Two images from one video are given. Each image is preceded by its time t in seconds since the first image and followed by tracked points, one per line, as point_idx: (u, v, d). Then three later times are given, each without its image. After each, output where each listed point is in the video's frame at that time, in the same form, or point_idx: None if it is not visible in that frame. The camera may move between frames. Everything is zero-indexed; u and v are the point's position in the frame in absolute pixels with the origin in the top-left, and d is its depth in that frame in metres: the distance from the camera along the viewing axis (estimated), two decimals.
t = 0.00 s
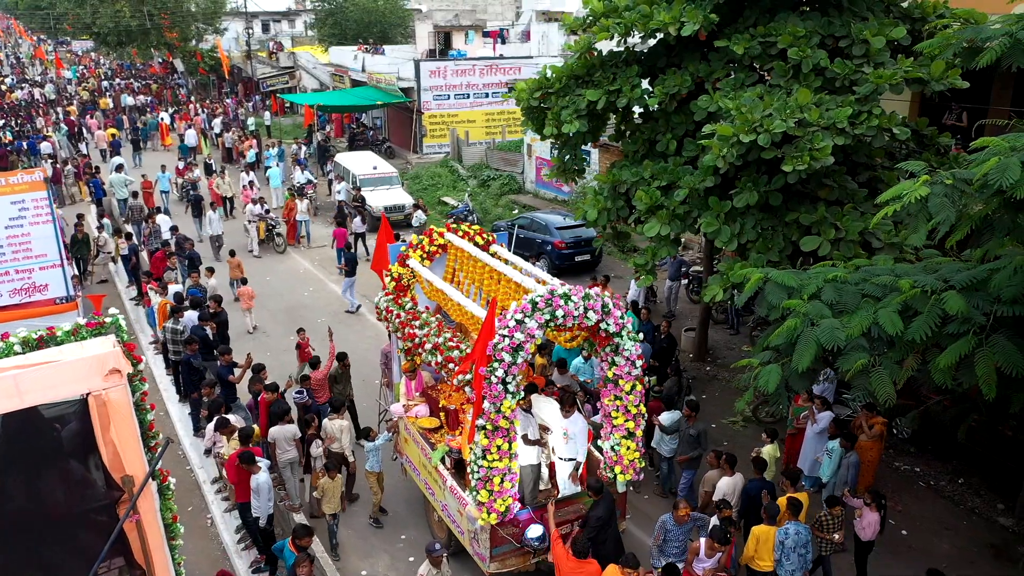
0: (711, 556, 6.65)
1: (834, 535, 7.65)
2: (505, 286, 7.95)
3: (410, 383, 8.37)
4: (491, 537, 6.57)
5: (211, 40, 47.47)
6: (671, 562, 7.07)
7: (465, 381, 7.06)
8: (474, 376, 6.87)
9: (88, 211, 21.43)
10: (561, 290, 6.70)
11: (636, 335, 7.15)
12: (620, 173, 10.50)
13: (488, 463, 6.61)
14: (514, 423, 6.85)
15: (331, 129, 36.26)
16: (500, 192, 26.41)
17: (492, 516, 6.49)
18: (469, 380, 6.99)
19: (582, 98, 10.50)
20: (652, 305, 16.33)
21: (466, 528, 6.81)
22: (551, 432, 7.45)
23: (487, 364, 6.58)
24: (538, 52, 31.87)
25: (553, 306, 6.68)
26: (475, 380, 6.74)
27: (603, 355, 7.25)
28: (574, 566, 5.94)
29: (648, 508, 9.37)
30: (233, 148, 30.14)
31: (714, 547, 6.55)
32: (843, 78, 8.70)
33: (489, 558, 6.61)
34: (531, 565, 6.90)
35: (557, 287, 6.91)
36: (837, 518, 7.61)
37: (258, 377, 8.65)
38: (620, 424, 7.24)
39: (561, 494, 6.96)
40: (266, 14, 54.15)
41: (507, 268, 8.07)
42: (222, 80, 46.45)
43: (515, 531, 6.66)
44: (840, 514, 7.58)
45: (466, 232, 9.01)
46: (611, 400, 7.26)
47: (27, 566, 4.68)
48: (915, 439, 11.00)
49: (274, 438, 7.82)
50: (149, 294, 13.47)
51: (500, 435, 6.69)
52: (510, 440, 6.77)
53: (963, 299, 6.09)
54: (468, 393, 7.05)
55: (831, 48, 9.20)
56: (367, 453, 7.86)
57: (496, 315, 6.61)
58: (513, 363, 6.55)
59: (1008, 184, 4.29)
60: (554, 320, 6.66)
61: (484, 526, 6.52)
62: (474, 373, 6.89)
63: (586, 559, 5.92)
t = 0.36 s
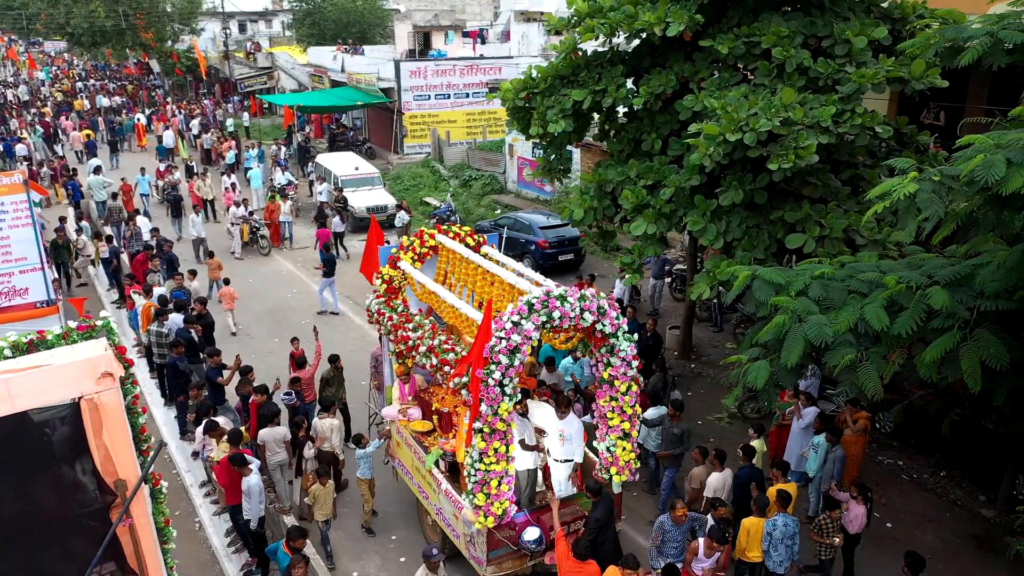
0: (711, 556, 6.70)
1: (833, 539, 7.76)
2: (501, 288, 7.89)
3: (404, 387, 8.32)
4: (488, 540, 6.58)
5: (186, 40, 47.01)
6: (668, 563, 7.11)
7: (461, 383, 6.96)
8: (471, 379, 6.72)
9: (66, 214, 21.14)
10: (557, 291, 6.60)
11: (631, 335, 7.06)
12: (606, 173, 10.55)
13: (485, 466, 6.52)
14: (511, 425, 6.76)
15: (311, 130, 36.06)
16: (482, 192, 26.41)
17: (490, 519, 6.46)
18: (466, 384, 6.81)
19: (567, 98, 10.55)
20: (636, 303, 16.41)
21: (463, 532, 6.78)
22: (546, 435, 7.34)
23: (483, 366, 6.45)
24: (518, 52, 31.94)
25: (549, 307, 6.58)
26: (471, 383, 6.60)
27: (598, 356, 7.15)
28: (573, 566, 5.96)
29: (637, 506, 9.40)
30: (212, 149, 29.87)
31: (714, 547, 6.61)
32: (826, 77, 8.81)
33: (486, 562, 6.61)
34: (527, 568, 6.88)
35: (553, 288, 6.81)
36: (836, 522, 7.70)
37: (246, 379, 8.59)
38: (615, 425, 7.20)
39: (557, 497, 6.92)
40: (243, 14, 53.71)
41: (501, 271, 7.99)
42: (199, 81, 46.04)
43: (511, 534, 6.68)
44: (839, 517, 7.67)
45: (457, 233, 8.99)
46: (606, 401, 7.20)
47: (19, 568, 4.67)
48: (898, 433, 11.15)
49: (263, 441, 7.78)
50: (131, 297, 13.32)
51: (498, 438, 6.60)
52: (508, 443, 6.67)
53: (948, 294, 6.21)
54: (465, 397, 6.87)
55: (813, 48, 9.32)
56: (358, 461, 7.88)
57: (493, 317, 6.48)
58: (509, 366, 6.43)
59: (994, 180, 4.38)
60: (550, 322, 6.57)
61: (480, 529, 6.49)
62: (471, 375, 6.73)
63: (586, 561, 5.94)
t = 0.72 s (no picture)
0: (708, 556, 6.75)
1: (833, 538, 7.69)
2: (497, 291, 7.79)
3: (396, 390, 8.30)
4: (483, 544, 6.52)
5: (160, 41, 46.50)
6: (665, 561, 7.20)
7: (457, 386, 6.92)
8: (465, 382, 6.62)
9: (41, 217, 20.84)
10: (552, 292, 6.47)
11: (626, 336, 6.95)
12: (591, 172, 10.61)
13: (481, 469, 6.47)
14: (507, 428, 6.69)
15: (289, 131, 35.83)
16: (462, 192, 26.42)
17: (486, 523, 6.42)
18: (461, 388, 6.84)
19: (551, 98, 10.59)
20: (619, 301, 16.50)
21: (458, 535, 6.73)
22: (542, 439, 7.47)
23: (478, 369, 6.37)
24: (497, 52, 31.97)
25: (544, 309, 6.43)
26: (465, 386, 6.51)
27: (592, 358, 7.05)
28: (574, 567, 5.94)
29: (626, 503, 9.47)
30: (189, 151, 29.58)
31: (712, 546, 6.66)
32: (808, 77, 8.93)
33: (482, 565, 6.55)
34: (523, 570, 6.84)
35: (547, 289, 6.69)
36: (834, 521, 7.64)
37: (233, 382, 8.53)
38: (610, 426, 7.10)
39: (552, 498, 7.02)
40: (217, 14, 53.23)
41: (493, 272, 7.92)
42: (173, 81, 45.56)
43: (507, 536, 6.64)
44: (837, 516, 7.62)
45: (446, 235, 8.92)
46: (600, 402, 7.13)
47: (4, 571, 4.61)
48: (879, 426, 11.33)
49: (253, 443, 7.73)
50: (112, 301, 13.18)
51: (493, 441, 6.53)
52: (504, 445, 6.62)
53: (931, 289, 6.32)
54: (460, 398, 6.91)
55: (795, 47, 9.43)
56: (347, 466, 7.82)
57: (487, 318, 6.37)
58: (505, 368, 6.35)
59: (979, 177, 4.48)
60: (546, 323, 6.44)
61: (476, 533, 6.44)
62: (466, 378, 6.60)
63: (586, 561, 5.93)
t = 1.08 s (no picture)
0: (706, 555, 6.74)
1: (832, 537, 7.63)
2: (493, 294, 7.82)
3: (389, 394, 8.24)
4: (480, 547, 6.42)
5: (133, 41, 45.90)
6: (662, 562, 7.13)
7: (454, 388, 6.83)
8: (462, 385, 6.61)
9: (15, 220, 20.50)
10: (548, 294, 6.48)
11: (620, 336, 6.97)
12: (576, 172, 10.65)
13: (479, 472, 6.42)
14: (504, 430, 6.66)
15: (266, 132, 35.55)
16: (443, 192, 26.39)
17: (483, 526, 6.36)
18: (458, 390, 6.81)
19: (535, 98, 10.63)
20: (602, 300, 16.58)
21: (454, 539, 6.67)
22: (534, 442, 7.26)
23: (476, 371, 6.36)
24: (475, 52, 31.98)
25: (541, 310, 6.44)
26: (463, 388, 6.48)
27: (588, 358, 7.06)
28: (574, 568, 5.87)
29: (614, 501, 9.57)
30: (165, 152, 29.24)
31: (710, 545, 6.65)
32: (790, 76, 9.05)
33: (479, 569, 6.46)
34: (519, 573, 6.79)
35: (543, 291, 6.71)
36: (832, 520, 7.58)
37: (220, 384, 8.47)
38: (605, 426, 7.12)
39: (546, 500, 6.97)
40: (191, 14, 52.62)
41: (486, 274, 7.93)
42: (147, 83, 45.09)
43: (504, 539, 6.56)
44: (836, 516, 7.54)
45: (437, 237, 8.93)
46: (595, 403, 7.12)
47: None
48: (861, 421, 11.49)
49: (241, 446, 7.70)
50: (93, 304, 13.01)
51: (491, 443, 6.50)
52: (501, 448, 6.58)
53: (914, 285, 6.43)
54: (457, 401, 6.84)
55: (777, 47, 9.54)
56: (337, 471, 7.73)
57: (484, 320, 6.37)
58: (503, 370, 6.31)
59: (964, 173, 4.57)
60: (543, 325, 6.43)
61: (473, 536, 6.38)
62: (463, 381, 6.58)
63: (586, 560, 5.87)
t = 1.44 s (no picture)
0: (703, 554, 6.81)
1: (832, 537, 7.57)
2: (487, 295, 7.75)
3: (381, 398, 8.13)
4: (477, 549, 6.44)
5: (106, 42, 45.29)
6: (659, 562, 7.06)
7: (450, 392, 6.71)
8: (459, 387, 6.54)
9: None
10: (544, 295, 6.36)
11: (616, 336, 6.88)
12: (560, 171, 10.68)
13: (476, 474, 6.40)
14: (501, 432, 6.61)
15: (243, 133, 35.23)
16: (423, 192, 26.35)
17: (481, 528, 6.36)
18: (455, 392, 6.68)
19: (519, 97, 10.66)
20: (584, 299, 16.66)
21: (449, 541, 6.68)
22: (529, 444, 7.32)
23: (472, 373, 6.29)
24: (453, 52, 31.92)
25: (537, 311, 6.32)
26: (459, 390, 6.43)
27: (582, 359, 6.97)
28: (575, 568, 5.92)
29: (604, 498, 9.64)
30: (140, 154, 28.87)
31: (708, 543, 6.69)
32: (772, 75, 9.17)
33: (476, 572, 6.47)
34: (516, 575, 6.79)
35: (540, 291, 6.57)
36: (834, 521, 7.52)
37: (207, 387, 8.39)
38: (600, 427, 7.05)
39: (541, 503, 6.95)
40: (164, 14, 51.98)
41: (478, 275, 7.84)
42: (120, 84, 44.48)
43: (501, 541, 6.54)
44: (837, 517, 7.50)
45: (427, 238, 8.88)
46: (590, 404, 7.05)
47: None
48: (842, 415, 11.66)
49: (229, 449, 7.64)
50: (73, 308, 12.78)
51: (488, 445, 6.44)
52: (498, 450, 6.53)
53: (897, 280, 6.53)
54: (454, 404, 6.74)
55: (759, 47, 9.66)
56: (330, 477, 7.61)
57: (480, 322, 6.29)
58: (499, 371, 6.26)
59: (948, 170, 4.66)
60: (539, 326, 6.33)
61: (471, 538, 6.38)
62: (459, 383, 6.47)
63: (588, 560, 5.93)
